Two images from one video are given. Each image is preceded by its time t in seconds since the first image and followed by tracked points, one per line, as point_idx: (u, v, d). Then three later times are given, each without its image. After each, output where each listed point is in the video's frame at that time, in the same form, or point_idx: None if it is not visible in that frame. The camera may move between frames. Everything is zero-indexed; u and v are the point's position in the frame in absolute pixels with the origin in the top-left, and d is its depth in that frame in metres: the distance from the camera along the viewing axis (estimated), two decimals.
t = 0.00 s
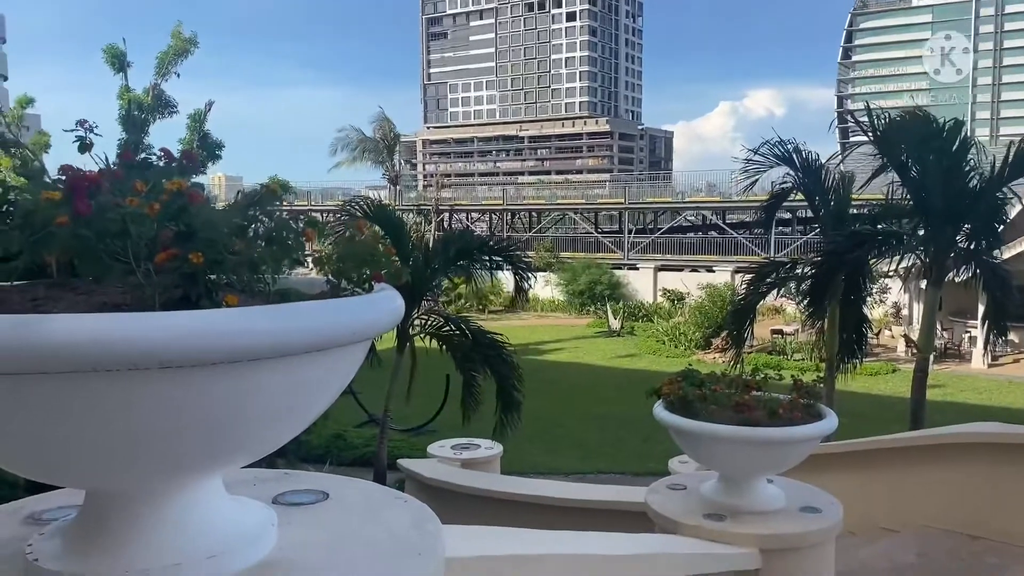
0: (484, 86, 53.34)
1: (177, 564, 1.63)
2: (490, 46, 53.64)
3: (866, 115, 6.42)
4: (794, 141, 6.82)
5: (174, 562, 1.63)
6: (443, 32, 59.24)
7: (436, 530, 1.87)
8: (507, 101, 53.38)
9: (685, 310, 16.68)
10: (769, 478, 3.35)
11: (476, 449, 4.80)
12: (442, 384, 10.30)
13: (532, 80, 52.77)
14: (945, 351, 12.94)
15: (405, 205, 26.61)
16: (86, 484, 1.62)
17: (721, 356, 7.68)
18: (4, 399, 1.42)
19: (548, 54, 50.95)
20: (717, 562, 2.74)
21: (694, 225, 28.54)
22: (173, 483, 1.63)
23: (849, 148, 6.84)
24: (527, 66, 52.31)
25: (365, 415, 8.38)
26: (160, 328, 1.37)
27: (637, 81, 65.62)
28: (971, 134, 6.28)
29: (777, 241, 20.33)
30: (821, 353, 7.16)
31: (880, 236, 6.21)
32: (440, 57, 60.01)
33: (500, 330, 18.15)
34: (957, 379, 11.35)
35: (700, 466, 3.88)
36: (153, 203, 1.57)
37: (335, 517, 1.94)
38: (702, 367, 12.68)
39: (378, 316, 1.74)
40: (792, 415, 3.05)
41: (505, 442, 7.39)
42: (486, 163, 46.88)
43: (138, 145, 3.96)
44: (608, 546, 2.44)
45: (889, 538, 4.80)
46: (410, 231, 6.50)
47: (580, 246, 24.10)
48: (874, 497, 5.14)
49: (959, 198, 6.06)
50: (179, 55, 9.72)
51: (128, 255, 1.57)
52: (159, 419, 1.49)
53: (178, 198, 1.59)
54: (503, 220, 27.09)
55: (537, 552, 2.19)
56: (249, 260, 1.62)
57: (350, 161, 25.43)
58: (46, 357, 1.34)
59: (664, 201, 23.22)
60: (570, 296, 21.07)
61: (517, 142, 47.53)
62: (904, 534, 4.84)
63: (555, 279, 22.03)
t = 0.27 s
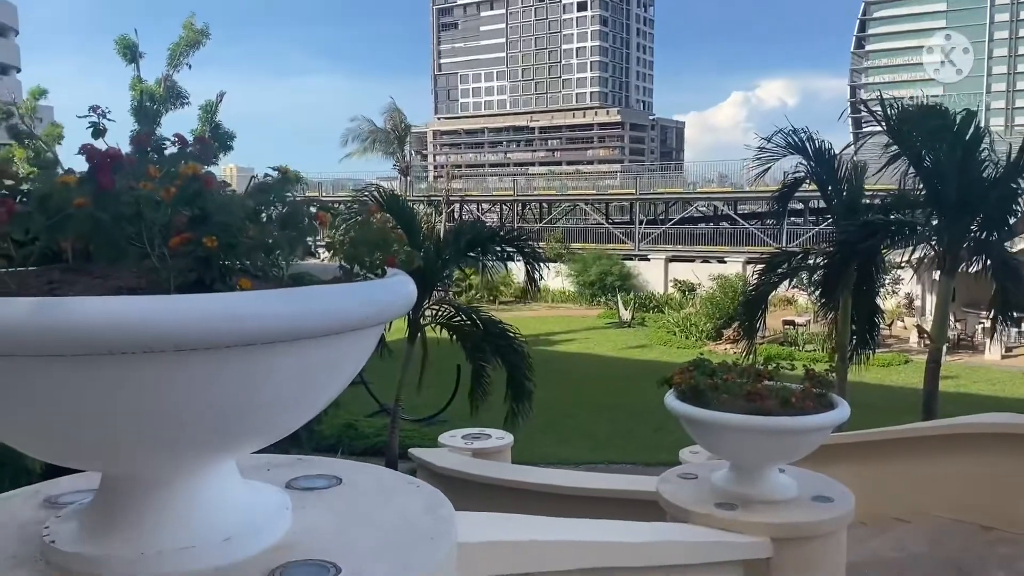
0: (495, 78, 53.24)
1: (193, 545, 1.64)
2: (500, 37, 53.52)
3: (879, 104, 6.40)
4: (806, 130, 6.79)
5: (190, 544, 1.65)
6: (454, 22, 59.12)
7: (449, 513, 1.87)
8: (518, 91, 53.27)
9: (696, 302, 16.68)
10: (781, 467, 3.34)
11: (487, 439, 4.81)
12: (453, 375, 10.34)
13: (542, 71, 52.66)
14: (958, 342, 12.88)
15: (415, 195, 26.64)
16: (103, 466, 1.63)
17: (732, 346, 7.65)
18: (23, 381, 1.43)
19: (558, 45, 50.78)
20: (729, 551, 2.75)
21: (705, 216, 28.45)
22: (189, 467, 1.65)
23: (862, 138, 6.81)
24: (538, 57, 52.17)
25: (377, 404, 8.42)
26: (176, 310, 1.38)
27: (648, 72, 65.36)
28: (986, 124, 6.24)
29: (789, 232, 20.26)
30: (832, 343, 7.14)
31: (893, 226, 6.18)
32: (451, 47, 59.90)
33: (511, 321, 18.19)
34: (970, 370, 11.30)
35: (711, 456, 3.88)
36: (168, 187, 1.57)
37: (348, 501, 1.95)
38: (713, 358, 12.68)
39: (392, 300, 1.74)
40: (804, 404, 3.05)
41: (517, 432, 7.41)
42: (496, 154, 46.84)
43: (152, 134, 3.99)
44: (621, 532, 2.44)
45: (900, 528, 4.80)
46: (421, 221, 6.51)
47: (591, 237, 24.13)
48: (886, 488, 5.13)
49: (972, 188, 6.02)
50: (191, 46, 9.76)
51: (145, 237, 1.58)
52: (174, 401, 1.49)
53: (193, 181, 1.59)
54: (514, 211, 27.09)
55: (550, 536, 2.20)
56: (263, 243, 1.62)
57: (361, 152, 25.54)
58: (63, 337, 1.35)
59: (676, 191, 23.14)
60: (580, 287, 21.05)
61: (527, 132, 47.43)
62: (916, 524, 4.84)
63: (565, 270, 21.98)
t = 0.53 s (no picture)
0: (506, 70, 53.06)
1: (212, 529, 1.65)
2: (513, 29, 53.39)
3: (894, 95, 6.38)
4: (821, 119, 6.75)
5: (208, 530, 1.65)
6: (466, 14, 59.03)
7: (464, 501, 1.88)
8: (530, 83, 53.18)
9: (709, 294, 16.67)
10: (794, 459, 3.34)
11: (499, 430, 4.82)
12: (465, 366, 10.37)
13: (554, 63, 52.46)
14: (973, 335, 12.81)
15: (428, 186, 26.68)
16: (122, 452, 1.64)
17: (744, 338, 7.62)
18: (44, 366, 1.45)
19: (571, 36, 50.65)
20: (741, 541, 2.75)
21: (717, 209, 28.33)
22: (206, 453, 1.66)
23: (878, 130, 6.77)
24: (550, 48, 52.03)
25: (389, 395, 8.45)
26: (194, 297, 1.38)
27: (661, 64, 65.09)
28: (1001, 115, 6.22)
29: (803, 224, 20.22)
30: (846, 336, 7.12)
31: (907, 217, 6.14)
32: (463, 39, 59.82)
33: (523, 313, 18.22)
34: (985, 362, 11.22)
35: (724, 447, 3.88)
36: (185, 174, 1.57)
37: (363, 489, 1.96)
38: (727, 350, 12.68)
39: (406, 288, 1.74)
40: (818, 395, 3.04)
41: (529, 424, 7.43)
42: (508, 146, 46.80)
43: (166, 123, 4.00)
44: (635, 522, 2.44)
45: (914, 520, 4.79)
46: (434, 212, 6.50)
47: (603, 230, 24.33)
48: (900, 480, 5.11)
49: (988, 179, 5.99)
50: (204, 39, 9.79)
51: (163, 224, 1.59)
52: (193, 386, 1.50)
53: (209, 169, 1.60)
54: (526, 204, 27.12)
55: (565, 525, 2.21)
56: (279, 230, 1.62)
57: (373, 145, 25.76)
58: (83, 323, 1.36)
59: (689, 183, 23.09)
60: (593, 279, 21.02)
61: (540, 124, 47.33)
62: (930, 516, 4.82)
63: (577, 263, 21.96)
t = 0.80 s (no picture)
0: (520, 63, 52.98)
1: (234, 518, 1.67)
2: (526, 21, 53.30)
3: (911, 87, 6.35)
4: (838, 112, 6.71)
5: (229, 519, 1.67)
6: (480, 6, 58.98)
7: (482, 491, 1.88)
8: (544, 76, 53.11)
9: (724, 287, 16.65)
10: (810, 452, 3.33)
11: (514, 423, 4.84)
12: (479, 359, 10.41)
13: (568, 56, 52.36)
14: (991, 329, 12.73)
15: (442, 180, 26.75)
16: (143, 442, 1.66)
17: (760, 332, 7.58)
18: (69, 357, 1.46)
19: (585, 28, 50.50)
20: (757, 535, 2.75)
21: (732, 202, 28.28)
22: (227, 443, 1.67)
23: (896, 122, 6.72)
24: (564, 41, 51.90)
25: (404, 388, 8.48)
26: (216, 288, 1.39)
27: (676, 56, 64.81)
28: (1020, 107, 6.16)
29: (818, 217, 20.17)
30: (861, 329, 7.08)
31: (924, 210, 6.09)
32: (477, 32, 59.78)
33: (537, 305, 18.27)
34: (1003, 356, 11.15)
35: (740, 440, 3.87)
36: (205, 166, 1.57)
37: (381, 479, 1.97)
38: (742, 344, 12.69)
39: (425, 280, 1.74)
40: (835, 389, 3.03)
41: (542, 417, 7.45)
42: (522, 139, 46.80)
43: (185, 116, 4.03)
44: (652, 515, 2.44)
45: (931, 514, 4.77)
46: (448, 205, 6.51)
47: (617, 222, 24.50)
48: (916, 473, 5.09)
49: (1006, 172, 5.93)
50: (220, 33, 9.83)
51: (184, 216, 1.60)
52: (214, 378, 1.51)
53: (231, 161, 1.60)
54: (540, 196, 27.16)
55: (581, 516, 2.22)
56: (300, 223, 1.62)
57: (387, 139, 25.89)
58: (106, 314, 1.36)
59: (704, 176, 23.04)
60: (607, 272, 20.99)
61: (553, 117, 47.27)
62: (947, 511, 4.80)
63: (591, 256, 21.93)
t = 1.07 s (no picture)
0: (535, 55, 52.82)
1: (252, 511, 1.68)
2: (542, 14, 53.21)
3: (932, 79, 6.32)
4: (855, 105, 6.65)
5: (249, 511, 1.68)
6: None
7: (499, 483, 1.88)
8: (559, 69, 53.03)
9: (740, 281, 16.61)
10: (827, 447, 3.31)
11: (529, 417, 4.84)
12: (494, 352, 10.43)
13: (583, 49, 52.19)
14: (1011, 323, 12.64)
15: (457, 173, 26.79)
16: (164, 434, 1.67)
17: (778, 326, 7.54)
18: (91, 351, 1.47)
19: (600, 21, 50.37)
20: (774, 530, 2.74)
21: (748, 195, 28.17)
22: (246, 436, 1.68)
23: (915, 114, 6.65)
24: (579, 34, 51.77)
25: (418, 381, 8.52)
26: (236, 281, 1.39)
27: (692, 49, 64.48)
28: None
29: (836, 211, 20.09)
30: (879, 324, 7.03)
31: (943, 203, 6.03)
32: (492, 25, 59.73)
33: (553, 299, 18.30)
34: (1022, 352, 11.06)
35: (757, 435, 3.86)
36: (225, 159, 1.57)
37: (399, 472, 1.97)
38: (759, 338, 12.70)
39: (442, 272, 1.74)
40: (853, 383, 3.01)
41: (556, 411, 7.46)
42: (537, 132, 46.77)
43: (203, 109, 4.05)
44: (669, 509, 2.44)
45: (948, 510, 4.75)
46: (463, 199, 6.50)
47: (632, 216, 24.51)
48: (934, 469, 5.06)
49: None
50: (236, 28, 9.87)
51: (203, 210, 1.62)
52: (235, 371, 1.52)
53: (249, 155, 1.61)
54: (555, 190, 27.18)
55: (598, 510, 2.21)
56: (318, 217, 1.62)
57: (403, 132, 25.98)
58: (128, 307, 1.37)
59: (720, 169, 22.98)
60: (622, 266, 20.93)
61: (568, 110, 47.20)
62: (964, 507, 4.78)
63: (606, 250, 21.90)
